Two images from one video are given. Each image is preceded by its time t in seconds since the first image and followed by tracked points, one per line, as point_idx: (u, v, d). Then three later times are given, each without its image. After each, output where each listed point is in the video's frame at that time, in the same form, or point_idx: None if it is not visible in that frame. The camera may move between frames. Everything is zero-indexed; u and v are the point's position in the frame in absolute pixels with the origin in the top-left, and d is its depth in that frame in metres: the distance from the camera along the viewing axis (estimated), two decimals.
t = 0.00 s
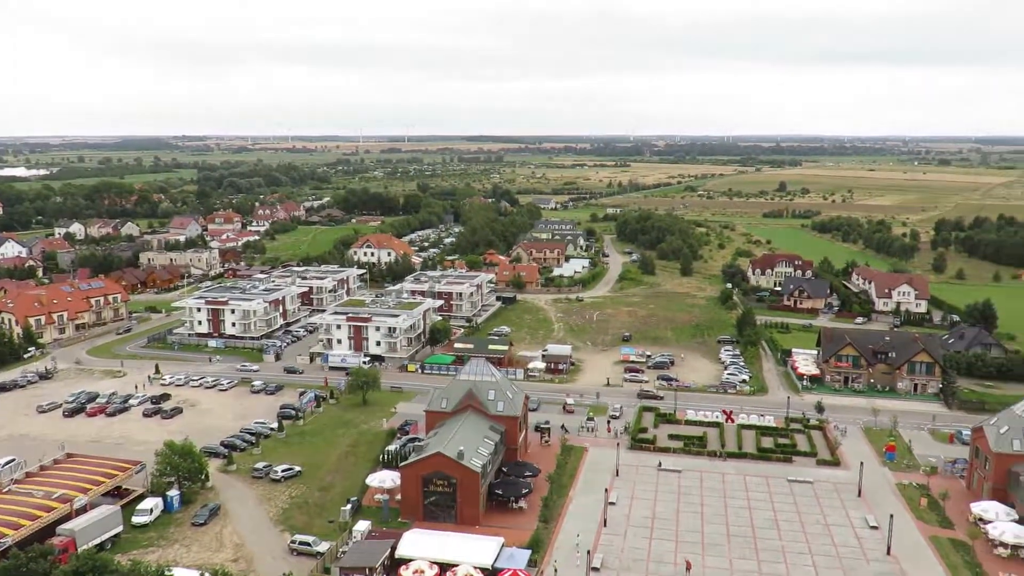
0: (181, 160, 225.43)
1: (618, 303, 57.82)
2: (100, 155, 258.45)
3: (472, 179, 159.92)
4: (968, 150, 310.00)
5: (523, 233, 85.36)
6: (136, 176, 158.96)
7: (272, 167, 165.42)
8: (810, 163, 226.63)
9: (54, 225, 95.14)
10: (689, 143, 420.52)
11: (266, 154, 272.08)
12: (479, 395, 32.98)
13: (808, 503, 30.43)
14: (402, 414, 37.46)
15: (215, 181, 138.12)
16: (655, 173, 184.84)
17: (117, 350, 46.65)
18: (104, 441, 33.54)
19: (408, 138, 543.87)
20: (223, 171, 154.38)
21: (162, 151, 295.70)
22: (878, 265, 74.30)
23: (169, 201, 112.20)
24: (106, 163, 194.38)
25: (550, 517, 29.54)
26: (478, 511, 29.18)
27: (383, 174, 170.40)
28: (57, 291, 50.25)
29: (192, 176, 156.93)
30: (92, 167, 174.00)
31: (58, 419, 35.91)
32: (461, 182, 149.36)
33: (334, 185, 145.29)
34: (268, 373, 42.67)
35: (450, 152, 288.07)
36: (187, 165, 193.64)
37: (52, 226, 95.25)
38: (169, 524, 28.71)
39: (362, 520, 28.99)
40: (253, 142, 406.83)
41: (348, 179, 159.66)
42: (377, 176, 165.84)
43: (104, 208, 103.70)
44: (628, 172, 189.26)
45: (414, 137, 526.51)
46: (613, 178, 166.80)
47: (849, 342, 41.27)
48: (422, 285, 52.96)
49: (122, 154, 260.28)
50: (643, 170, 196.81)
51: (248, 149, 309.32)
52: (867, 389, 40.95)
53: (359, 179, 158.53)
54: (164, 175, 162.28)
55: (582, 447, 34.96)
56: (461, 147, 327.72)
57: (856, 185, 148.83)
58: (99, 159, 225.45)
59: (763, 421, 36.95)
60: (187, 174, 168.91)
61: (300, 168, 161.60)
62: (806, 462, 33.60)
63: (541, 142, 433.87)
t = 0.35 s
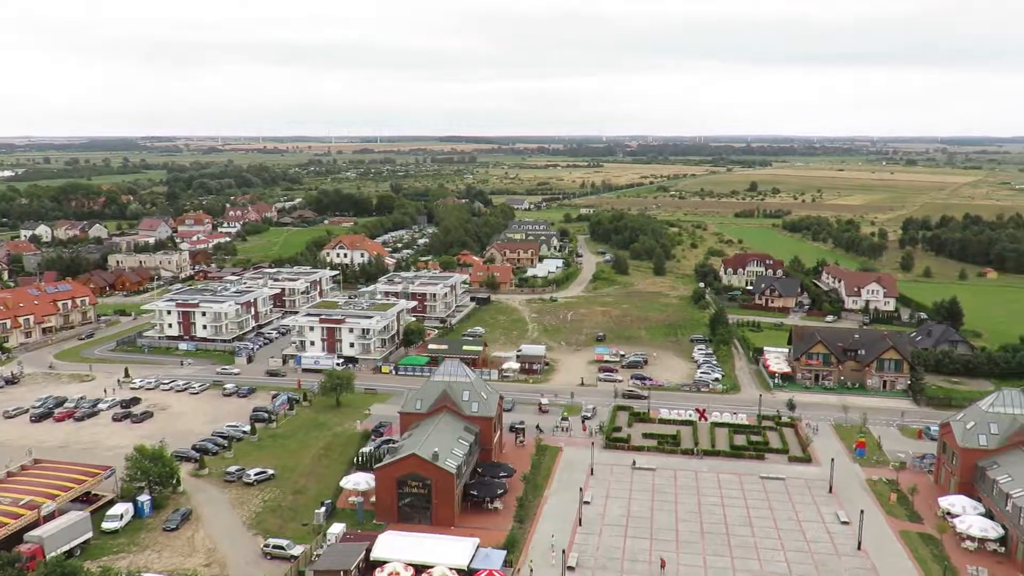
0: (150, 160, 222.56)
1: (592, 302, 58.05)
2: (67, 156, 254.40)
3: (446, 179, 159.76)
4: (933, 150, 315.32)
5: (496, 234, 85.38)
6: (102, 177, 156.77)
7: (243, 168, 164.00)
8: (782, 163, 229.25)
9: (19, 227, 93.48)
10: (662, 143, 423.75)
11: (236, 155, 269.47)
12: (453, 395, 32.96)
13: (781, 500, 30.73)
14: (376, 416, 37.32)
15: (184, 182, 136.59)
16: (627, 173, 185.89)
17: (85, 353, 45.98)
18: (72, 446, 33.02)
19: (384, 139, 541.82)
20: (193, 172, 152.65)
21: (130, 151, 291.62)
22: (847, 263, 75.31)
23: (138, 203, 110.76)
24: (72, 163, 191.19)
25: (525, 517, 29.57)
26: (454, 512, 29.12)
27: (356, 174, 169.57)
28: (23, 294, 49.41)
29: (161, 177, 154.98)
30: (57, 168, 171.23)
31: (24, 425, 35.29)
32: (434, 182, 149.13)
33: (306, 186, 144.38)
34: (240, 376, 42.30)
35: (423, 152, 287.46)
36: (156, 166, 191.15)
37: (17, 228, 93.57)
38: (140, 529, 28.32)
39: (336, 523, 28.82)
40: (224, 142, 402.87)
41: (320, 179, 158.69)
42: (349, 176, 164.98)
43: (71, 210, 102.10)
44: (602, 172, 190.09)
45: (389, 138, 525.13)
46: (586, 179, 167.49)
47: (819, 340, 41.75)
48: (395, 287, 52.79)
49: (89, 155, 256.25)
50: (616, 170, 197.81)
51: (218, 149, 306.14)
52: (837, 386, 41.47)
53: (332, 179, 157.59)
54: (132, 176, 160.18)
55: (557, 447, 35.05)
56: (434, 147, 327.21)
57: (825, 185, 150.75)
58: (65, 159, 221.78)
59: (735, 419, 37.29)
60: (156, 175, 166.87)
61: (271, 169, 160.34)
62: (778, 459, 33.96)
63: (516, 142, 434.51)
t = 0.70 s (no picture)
0: (119, 161, 219.59)
1: (567, 302, 58.25)
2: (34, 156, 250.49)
3: (420, 179, 159.49)
4: (902, 149, 320.63)
5: (471, 233, 85.36)
6: (70, 178, 154.51)
7: (215, 168, 162.45)
8: (755, 162, 231.39)
9: None
10: (638, 143, 426.25)
11: (209, 155, 266.55)
12: (428, 396, 32.91)
13: (755, 496, 31.00)
14: (351, 418, 37.17)
15: (154, 183, 135.06)
16: (600, 172, 186.77)
17: (54, 357, 45.34)
18: (40, 452, 32.54)
19: (361, 139, 539.08)
20: (162, 173, 150.90)
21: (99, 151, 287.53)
22: (818, 261, 76.22)
23: (107, 205, 109.32)
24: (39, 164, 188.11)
25: (502, 517, 29.57)
26: (430, 513, 29.05)
27: (329, 174, 168.68)
28: None
29: (130, 178, 153.05)
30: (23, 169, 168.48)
31: None
32: (408, 182, 148.73)
33: (279, 187, 143.45)
34: (213, 379, 41.95)
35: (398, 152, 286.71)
36: (125, 167, 188.65)
37: None
38: (112, 534, 27.95)
39: (311, 525, 28.63)
40: (197, 142, 398.92)
41: (292, 179, 157.66)
42: (322, 177, 164.11)
43: (38, 212, 100.48)
44: (577, 172, 190.74)
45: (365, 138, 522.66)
46: (559, 178, 167.92)
47: (791, 338, 42.17)
48: (369, 287, 52.63)
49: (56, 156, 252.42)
50: (591, 170, 198.52)
51: (190, 149, 302.87)
52: (809, 382, 41.95)
53: (305, 179, 156.55)
54: (100, 177, 158.14)
55: (533, 447, 35.11)
56: (408, 146, 326.12)
57: (797, 184, 152.39)
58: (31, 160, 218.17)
59: (709, 417, 37.57)
60: (125, 176, 164.65)
61: (243, 169, 158.89)
62: (752, 455, 34.28)
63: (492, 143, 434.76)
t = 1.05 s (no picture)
0: (93, 157, 216.87)
1: (545, 299, 58.40)
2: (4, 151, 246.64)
3: (398, 177, 159.00)
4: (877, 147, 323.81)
5: (449, 231, 85.30)
6: (41, 175, 152.29)
7: (190, 166, 160.91)
8: (732, 160, 233.21)
9: None
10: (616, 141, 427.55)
11: (184, 152, 263.66)
12: (407, 394, 32.88)
13: (731, 491, 31.26)
14: (329, 416, 37.06)
15: (128, 180, 133.56)
16: (578, 170, 187.05)
17: (26, 356, 44.79)
18: (12, 453, 32.12)
19: (336, 136, 537.06)
20: (136, 170, 149.13)
21: (71, 147, 283.89)
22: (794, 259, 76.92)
23: (79, 202, 107.96)
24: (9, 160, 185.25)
25: (480, 514, 29.59)
26: (408, 511, 29.00)
27: (306, 172, 167.58)
28: None
29: (103, 175, 151.17)
30: None
31: None
32: (386, 180, 148.17)
33: (255, 184, 142.45)
34: (188, 377, 41.65)
35: (376, 150, 285.74)
36: (99, 163, 186.43)
37: None
38: (86, 535, 27.61)
39: (289, 524, 28.47)
40: (173, 138, 395.25)
41: (268, 177, 156.52)
42: (299, 174, 163.11)
43: (9, 209, 99.03)
44: (555, 170, 191.17)
45: (344, 136, 521.10)
46: (537, 176, 168.20)
47: (767, 334, 42.55)
48: (347, 285, 52.47)
49: (27, 152, 248.70)
50: (570, 168, 199.02)
51: (164, 146, 299.83)
52: (785, 378, 42.36)
53: (281, 177, 155.51)
54: (72, 174, 156.06)
55: (512, 444, 35.17)
56: (386, 144, 325.68)
57: (773, 182, 153.72)
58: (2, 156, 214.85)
59: (686, 413, 37.82)
60: (98, 173, 162.58)
61: (219, 167, 157.40)
62: (728, 451, 34.57)
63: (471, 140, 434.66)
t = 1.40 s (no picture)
0: (75, 153, 215.09)
1: (531, 294, 58.46)
2: None
3: (383, 172, 158.64)
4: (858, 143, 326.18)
5: (435, 226, 85.17)
6: (21, 170, 150.73)
7: (174, 161, 159.88)
8: (717, 156, 234.27)
9: None
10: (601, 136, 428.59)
11: (167, 148, 261.76)
12: (393, 390, 32.86)
13: (716, 486, 31.44)
14: (314, 412, 36.99)
15: (111, 176, 132.45)
16: (564, 166, 187.14)
17: (7, 353, 44.42)
18: None
19: (321, 132, 535.04)
20: (119, 165, 147.95)
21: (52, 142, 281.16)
22: (778, 254, 77.36)
23: (62, 197, 107.00)
24: None
25: (466, 509, 29.60)
26: (394, 507, 28.95)
27: (290, 168, 166.84)
28: None
29: (85, 171, 149.83)
30: None
31: None
32: (371, 176, 147.80)
33: (239, 180, 141.69)
34: (173, 374, 41.44)
35: (361, 145, 284.80)
36: (81, 158, 184.90)
37: None
38: (69, 533, 27.41)
39: (274, 521, 28.36)
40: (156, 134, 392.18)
41: (253, 172, 155.65)
42: (284, 169, 162.32)
43: None
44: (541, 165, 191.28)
45: (329, 131, 518.93)
46: (523, 172, 168.19)
47: (752, 329, 42.77)
48: (332, 281, 52.31)
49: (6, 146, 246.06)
50: (556, 163, 199.26)
51: (146, 141, 297.37)
52: (769, 373, 42.62)
53: (266, 172, 154.71)
54: (54, 170, 154.51)
55: (498, 440, 35.20)
56: (370, 140, 324.82)
57: (758, 178, 154.50)
58: None
59: (672, 408, 37.99)
60: (80, 168, 161.05)
61: (203, 162, 156.45)
62: (713, 446, 34.76)
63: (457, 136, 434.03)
